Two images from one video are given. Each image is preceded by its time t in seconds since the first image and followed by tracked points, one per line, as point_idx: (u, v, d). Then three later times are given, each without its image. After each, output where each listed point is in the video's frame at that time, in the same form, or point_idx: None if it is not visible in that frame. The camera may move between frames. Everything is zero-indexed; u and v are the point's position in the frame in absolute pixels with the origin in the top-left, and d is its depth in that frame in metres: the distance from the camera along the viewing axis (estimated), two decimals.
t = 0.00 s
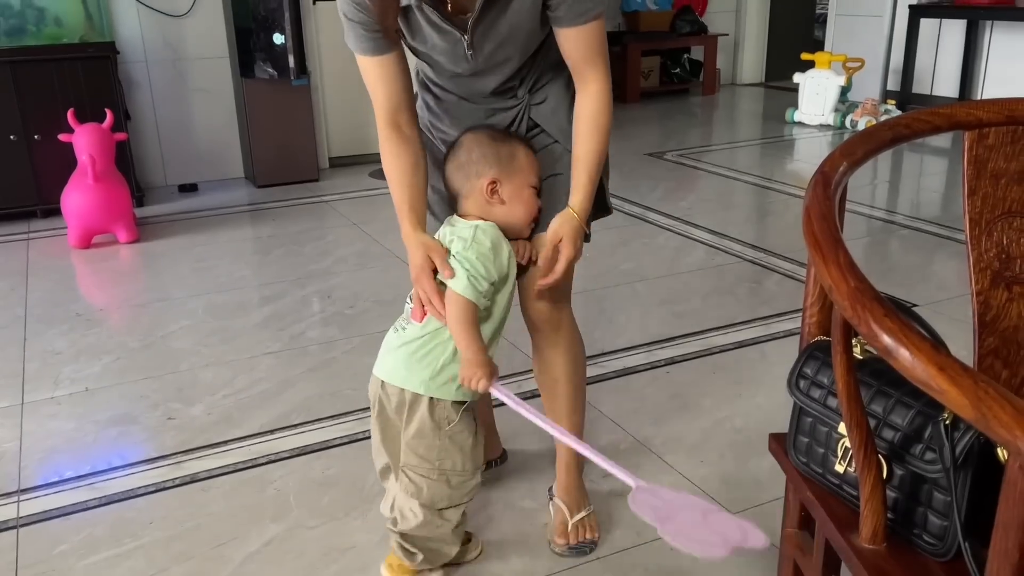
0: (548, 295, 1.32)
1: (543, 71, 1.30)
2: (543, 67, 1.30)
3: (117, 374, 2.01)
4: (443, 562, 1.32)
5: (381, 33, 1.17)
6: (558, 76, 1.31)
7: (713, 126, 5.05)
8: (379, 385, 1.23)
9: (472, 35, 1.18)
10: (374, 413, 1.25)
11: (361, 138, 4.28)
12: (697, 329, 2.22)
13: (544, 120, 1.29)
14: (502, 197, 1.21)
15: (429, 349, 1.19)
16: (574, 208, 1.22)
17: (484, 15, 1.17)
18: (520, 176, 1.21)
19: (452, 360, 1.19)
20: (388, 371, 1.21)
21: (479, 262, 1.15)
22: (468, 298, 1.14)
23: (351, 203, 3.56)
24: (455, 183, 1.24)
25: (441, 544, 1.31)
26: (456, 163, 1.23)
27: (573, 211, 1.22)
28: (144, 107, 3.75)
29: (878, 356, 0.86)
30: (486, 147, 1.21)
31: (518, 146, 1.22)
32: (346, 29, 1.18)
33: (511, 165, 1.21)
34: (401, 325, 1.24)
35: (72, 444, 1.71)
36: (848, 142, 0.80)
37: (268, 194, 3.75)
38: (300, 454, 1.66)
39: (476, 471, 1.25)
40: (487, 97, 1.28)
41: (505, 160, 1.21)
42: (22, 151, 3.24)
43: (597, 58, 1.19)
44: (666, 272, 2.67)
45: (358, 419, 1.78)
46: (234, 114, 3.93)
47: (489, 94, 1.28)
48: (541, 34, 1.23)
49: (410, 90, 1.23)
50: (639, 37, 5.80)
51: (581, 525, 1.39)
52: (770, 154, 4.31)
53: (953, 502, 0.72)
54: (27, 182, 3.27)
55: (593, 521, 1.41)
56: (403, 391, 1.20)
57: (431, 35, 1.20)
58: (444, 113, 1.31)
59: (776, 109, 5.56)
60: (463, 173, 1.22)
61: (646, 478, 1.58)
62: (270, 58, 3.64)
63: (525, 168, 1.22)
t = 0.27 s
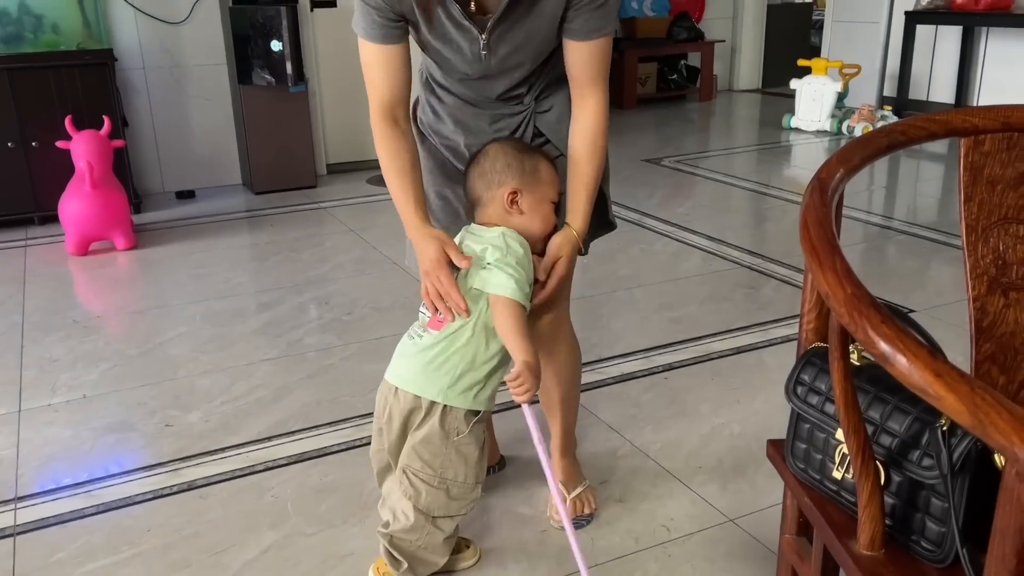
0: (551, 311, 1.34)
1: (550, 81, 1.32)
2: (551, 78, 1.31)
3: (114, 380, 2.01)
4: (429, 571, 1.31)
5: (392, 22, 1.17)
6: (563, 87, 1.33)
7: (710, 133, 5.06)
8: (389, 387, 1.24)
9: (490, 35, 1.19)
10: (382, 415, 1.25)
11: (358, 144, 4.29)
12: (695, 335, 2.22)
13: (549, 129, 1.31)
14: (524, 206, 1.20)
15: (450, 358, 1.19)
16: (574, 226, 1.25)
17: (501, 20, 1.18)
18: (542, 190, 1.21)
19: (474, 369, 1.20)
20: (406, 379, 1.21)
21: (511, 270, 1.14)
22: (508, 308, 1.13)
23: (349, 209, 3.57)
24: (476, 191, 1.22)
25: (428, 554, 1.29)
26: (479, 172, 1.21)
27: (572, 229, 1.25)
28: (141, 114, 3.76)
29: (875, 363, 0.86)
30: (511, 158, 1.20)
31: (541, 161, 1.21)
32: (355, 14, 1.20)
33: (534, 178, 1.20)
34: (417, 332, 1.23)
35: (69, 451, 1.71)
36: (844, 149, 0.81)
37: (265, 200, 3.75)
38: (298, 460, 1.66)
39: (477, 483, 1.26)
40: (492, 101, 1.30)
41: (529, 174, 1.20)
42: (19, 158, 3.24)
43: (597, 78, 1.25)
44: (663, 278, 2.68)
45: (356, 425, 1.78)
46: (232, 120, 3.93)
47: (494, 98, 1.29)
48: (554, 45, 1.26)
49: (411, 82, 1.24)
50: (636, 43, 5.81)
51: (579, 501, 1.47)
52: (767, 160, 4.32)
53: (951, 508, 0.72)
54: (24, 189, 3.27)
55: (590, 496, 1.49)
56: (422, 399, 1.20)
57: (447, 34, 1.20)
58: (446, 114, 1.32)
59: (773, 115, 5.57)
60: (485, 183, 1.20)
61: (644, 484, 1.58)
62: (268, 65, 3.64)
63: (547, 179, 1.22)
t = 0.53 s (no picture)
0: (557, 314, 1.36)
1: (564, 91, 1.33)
2: (566, 88, 1.32)
3: (110, 387, 2.00)
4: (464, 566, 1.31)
5: (418, 14, 1.16)
6: (576, 97, 1.33)
7: (706, 139, 5.07)
8: (407, 400, 1.24)
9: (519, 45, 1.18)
10: (402, 434, 1.25)
11: (356, 150, 4.29)
12: (692, 341, 2.22)
13: (557, 137, 1.32)
14: (515, 203, 1.22)
15: (469, 365, 1.20)
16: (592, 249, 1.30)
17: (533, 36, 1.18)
18: (533, 188, 1.22)
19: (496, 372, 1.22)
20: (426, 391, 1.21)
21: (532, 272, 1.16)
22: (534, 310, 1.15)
23: (346, 216, 3.57)
24: (469, 195, 1.25)
25: (473, 558, 1.30)
26: (469, 176, 1.25)
27: (590, 251, 1.29)
28: (138, 121, 3.75)
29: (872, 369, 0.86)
30: (498, 158, 1.22)
31: (530, 160, 1.23)
32: None
33: (524, 177, 1.22)
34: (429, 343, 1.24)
35: (65, 458, 1.70)
36: (840, 156, 0.81)
37: (262, 207, 3.74)
38: (295, 467, 1.65)
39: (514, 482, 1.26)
40: (504, 106, 1.30)
41: (518, 172, 1.22)
42: (15, 165, 3.23)
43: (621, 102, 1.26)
44: (660, 285, 2.68)
45: (353, 432, 1.78)
46: (229, 127, 3.93)
47: (507, 104, 1.29)
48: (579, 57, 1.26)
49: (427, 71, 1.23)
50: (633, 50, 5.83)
51: (577, 508, 1.47)
52: (764, 167, 4.33)
53: (949, 514, 0.72)
54: (20, 196, 3.26)
55: (588, 502, 1.49)
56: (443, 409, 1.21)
57: (475, 35, 1.19)
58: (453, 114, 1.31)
59: (769, 122, 5.58)
60: (477, 186, 1.23)
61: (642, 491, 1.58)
62: (265, 72, 3.65)
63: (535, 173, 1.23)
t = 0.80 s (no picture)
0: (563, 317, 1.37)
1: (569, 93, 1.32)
2: (571, 90, 1.31)
3: (104, 395, 1.99)
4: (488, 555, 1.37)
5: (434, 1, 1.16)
6: (580, 99, 1.33)
7: (702, 148, 5.09)
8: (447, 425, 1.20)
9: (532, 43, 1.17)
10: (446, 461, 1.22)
11: (351, 158, 4.29)
12: (688, 349, 2.22)
13: (559, 141, 1.31)
14: (540, 217, 1.21)
15: (515, 381, 1.20)
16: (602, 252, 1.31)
17: (546, 37, 1.17)
18: (554, 200, 1.22)
19: (540, 381, 1.22)
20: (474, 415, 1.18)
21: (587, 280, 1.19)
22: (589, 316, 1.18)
23: (342, 223, 3.57)
24: (485, 209, 1.22)
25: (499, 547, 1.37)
26: (489, 190, 1.21)
27: (600, 254, 1.31)
28: (134, 128, 3.75)
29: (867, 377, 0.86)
30: (524, 173, 1.20)
31: (549, 170, 1.23)
32: None
33: (547, 190, 1.22)
34: (462, 362, 1.21)
35: (59, 466, 1.70)
36: (835, 164, 0.81)
37: (258, 214, 3.74)
38: (290, 475, 1.65)
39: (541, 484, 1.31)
40: (506, 105, 1.27)
41: (540, 185, 1.21)
42: (10, 172, 3.23)
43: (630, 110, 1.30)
44: (656, 293, 2.68)
45: (348, 441, 1.77)
46: (225, 135, 3.94)
47: (510, 103, 1.27)
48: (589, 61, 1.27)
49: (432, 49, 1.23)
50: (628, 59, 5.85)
51: (572, 516, 1.47)
52: (759, 175, 4.34)
53: (944, 524, 0.72)
54: (16, 203, 3.25)
55: (584, 511, 1.49)
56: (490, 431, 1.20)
57: (490, 24, 1.17)
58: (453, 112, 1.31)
59: (765, 131, 5.60)
60: (498, 201, 1.20)
61: (637, 499, 1.57)
62: (262, 81, 3.64)
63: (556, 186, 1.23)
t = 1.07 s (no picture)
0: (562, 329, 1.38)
1: (559, 115, 1.35)
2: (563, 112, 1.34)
3: (98, 408, 1.99)
4: None
5: (442, 16, 1.13)
6: (572, 121, 1.36)
7: (698, 159, 5.10)
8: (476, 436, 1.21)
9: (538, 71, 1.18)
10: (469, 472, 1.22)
11: (348, 169, 4.30)
12: (683, 362, 2.23)
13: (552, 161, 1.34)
14: (574, 243, 1.22)
15: (531, 392, 1.23)
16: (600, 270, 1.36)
17: (554, 64, 1.17)
18: (589, 229, 1.23)
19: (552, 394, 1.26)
20: (498, 426, 1.20)
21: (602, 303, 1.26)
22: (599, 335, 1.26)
23: (339, 234, 3.57)
24: (521, 221, 1.21)
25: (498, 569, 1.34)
26: (535, 201, 1.19)
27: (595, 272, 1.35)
28: (130, 138, 3.75)
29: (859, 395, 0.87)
30: (574, 195, 1.20)
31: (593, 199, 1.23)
32: None
33: (585, 216, 1.22)
34: (483, 370, 1.21)
35: (52, 479, 1.69)
36: (827, 183, 0.81)
37: (254, 225, 3.74)
38: (284, 489, 1.64)
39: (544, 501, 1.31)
40: (503, 126, 1.30)
41: (582, 210, 1.21)
42: (6, 182, 3.23)
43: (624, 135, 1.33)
44: (652, 304, 2.68)
45: (342, 454, 1.77)
46: (221, 145, 3.94)
47: (507, 126, 1.30)
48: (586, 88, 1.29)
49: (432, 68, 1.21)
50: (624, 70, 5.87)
51: (568, 530, 1.47)
52: (755, 187, 4.35)
53: (936, 542, 0.72)
54: (11, 213, 3.25)
55: (579, 525, 1.48)
56: (508, 439, 1.22)
57: (498, 47, 1.16)
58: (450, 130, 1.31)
59: (760, 142, 5.62)
60: (541, 214, 1.19)
61: (632, 514, 1.57)
62: (258, 91, 3.65)
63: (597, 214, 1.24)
